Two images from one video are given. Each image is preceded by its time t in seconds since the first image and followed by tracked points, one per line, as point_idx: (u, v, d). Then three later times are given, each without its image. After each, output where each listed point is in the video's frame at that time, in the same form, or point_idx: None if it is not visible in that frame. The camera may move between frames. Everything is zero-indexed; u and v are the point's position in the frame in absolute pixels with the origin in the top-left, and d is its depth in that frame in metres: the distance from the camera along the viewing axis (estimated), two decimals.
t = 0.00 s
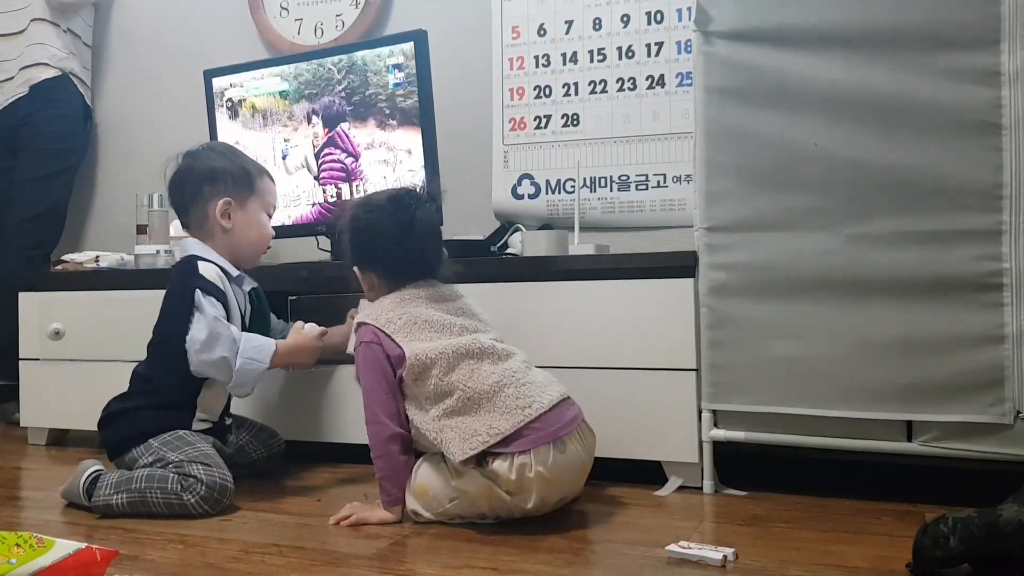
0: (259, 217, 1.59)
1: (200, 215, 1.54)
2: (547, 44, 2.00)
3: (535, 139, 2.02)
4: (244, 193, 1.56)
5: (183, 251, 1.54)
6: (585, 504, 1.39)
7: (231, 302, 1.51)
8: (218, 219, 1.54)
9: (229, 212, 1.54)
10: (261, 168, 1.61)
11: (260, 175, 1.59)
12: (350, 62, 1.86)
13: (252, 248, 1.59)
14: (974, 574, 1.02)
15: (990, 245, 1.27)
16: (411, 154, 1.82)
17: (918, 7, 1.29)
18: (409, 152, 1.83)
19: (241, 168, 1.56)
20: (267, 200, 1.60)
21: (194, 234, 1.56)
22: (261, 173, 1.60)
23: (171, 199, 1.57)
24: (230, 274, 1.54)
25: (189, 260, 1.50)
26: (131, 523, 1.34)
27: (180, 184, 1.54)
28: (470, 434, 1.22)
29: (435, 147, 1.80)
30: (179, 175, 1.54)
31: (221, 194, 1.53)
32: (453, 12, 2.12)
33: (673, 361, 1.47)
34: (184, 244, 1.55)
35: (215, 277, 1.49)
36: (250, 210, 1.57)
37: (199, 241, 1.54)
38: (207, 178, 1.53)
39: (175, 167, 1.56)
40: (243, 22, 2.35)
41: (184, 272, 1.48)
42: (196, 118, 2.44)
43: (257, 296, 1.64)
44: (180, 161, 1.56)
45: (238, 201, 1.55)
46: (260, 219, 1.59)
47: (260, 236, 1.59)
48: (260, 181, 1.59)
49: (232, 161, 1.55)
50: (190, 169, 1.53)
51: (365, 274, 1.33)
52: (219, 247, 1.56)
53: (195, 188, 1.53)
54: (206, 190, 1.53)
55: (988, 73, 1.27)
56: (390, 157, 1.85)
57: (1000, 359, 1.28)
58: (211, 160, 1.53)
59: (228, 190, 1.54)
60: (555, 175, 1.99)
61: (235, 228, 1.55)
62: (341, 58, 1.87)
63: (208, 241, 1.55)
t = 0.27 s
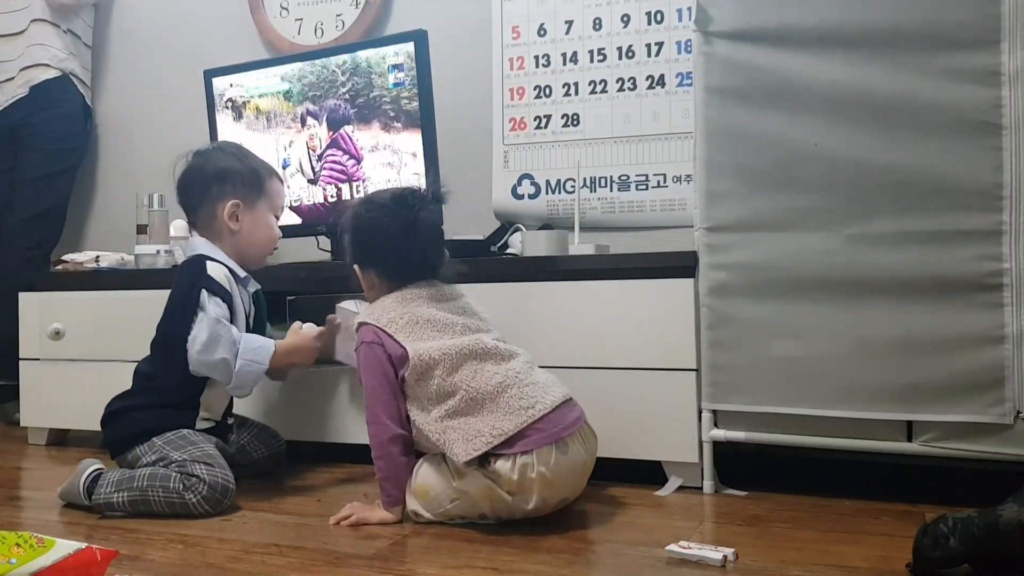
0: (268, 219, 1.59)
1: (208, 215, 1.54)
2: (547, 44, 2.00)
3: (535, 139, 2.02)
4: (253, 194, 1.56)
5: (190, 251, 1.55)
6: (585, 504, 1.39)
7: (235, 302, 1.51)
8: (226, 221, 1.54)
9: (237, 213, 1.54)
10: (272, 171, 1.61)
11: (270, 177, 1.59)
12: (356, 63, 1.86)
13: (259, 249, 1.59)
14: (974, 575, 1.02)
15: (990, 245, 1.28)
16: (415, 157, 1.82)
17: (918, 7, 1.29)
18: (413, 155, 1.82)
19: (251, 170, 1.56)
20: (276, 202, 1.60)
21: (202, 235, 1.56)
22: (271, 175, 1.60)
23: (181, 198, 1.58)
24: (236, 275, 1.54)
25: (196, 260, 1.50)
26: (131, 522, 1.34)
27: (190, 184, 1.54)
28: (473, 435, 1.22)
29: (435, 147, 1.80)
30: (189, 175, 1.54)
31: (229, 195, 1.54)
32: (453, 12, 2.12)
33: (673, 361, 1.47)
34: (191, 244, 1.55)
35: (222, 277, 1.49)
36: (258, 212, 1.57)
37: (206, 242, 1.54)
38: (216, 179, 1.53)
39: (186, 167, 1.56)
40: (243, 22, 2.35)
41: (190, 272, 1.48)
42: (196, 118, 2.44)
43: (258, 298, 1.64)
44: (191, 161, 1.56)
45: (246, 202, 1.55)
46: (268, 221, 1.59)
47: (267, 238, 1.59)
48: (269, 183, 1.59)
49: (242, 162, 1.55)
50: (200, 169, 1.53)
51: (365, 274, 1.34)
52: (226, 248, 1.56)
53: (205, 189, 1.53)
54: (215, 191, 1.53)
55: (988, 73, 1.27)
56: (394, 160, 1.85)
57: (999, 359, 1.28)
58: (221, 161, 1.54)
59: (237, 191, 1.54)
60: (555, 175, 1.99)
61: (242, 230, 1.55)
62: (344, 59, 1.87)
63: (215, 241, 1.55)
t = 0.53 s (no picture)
0: (268, 221, 1.59)
1: (209, 216, 1.54)
2: (547, 44, 2.00)
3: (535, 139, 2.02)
4: (254, 196, 1.56)
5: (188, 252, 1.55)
6: (585, 504, 1.39)
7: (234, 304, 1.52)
8: (226, 222, 1.54)
9: (237, 214, 1.54)
10: (274, 173, 1.61)
11: (272, 179, 1.59)
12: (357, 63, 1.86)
13: (258, 251, 1.59)
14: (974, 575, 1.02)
15: (990, 245, 1.28)
16: (418, 158, 1.82)
17: (918, 7, 1.29)
18: (416, 156, 1.82)
19: (252, 172, 1.56)
20: (277, 204, 1.60)
21: (202, 235, 1.56)
22: (273, 177, 1.60)
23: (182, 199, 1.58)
24: (236, 276, 1.54)
25: (196, 261, 1.50)
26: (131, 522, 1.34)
27: (192, 185, 1.54)
28: (473, 433, 1.21)
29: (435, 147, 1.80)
30: (191, 176, 1.55)
31: (230, 197, 1.54)
32: (453, 12, 2.11)
33: (673, 361, 1.47)
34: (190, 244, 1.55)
35: (222, 278, 1.50)
36: (259, 214, 1.57)
37: (205, 242, 1.54)
38: (218, 181, 1.53)
39: (188, 167, 1.56)
40: (243, 22, 2.35)
41: (190, 273, 1.47)
42: (195, 118, 2.44)
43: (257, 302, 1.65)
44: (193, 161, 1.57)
45: (247, 204, 1.55)
46: (269, 223, 1.58)
47: (267, 240, 1.59)
48: (271, 185, 1.59)
49: (243, 164, 1.55)
50: (202, 171, 1.53)
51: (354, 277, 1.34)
52: (225, 249, 1.56)
53: (206, 190, 1.53)
54: (216, 193, 1.53)
55: (988, 73, 1.27)
56: (397, 161, 1.85)
57: (999, 360, 1.28)
58: (224, 162, 1.54)
59: (238, 193, 1.54)
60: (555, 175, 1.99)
61: (242, 231, 1.55)
62: (347, 58, 1.87)
63: (215, 242, 1.55)
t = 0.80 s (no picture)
0: (264, 220, 1.58)
1: (204, 216, 1.54)
2: (547, 43, 2.00)
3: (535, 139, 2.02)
4: (250, 195, 1.56)
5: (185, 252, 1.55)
6: (585, 504, 1.39)
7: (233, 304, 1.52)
8: (222, 223, 1.54)
9: (233, 214, 1.54)
10: (269, 171, 1.60)
11: (266, 177, 1.59)
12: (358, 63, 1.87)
13: (255, 250, 1.59)
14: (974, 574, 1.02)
15: (990, 245, 1.27)
16: (419, 159, 1.82)
17: (918, 6, 1.29)
18: (418, 156, 1.82)
19: (247, 171, 1.56)
20: (273, 202, 1.60)
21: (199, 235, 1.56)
22: (268, 175, 1.59)
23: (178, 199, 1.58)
24: (234, 276, 1.54)
25: (193, 262, 1.49)
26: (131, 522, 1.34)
27: (186, 185, 1.54)
28: (486, 417, 1.23)
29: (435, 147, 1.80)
30: (186, 176, 1.55)
31: (225, 196, 1.54)
32: (453, 11, 2.11)
33: (673, 361, 1.47)
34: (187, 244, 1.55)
35: (220, 279, 1.49)
36: (254, 212, 1.57)
37: (202, 242, 1.54)
38: (212, 181, 1.53)
39: (184, 168, 1.56)
40: (242, 22, 2.35)
41: (189, 273, 1.47)
42: (195, 117, 2.44)
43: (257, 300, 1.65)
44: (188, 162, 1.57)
45: (242, 203, 1.55)
46: (264, 222, 1.58)
47: (264, 239, 1.59)
48: (266, 183, 1.59)
49: (237, 163, 1.55)
50: (197, 171, 1.53)
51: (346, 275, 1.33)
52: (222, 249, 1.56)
53: (201, 190, 1.53)
54: (211, 192, 1.53)
55: (988, 73, 1.27)
56: (398, 162, 1.84)
57: (999, 359, 1.28)
58: (217, 162, 1.54)
59: (233, 192, 1.54)
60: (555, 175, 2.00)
61: (238, 231, 1.55)
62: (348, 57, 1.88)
63: (212, 243, 1.55)
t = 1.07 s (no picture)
0: (259, 218, 1.59)
1: (200, 217, 1.54)
2: (547, 43, 2.00)
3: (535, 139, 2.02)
4: (244, 194, 1.56)
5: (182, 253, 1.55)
6: (585, 504, 1.39)
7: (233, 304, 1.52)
8: (218, 223, 1.54)
9: (229, 213, 1.55)
10: (261, 168, 1.60)
11: (260, 174, 1.59)
12: (359, 63, 1.87)
13: (252, 249, 1.59)
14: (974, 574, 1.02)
15: (990, 245, 1.28)
16: (421, 159, 1.81)
17: (918, 6, 1.29)
18: (419, 157, 1.81)
19: (240, 170, 1.55)
20: (268, 199, 1.60)
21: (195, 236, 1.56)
22: (261, 173, 1.59)
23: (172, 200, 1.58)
24: (233, 276, 1.54)
25: (191, 262, 1.50)
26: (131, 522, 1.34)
27: (180, 186, 1.54)
28: (483, 409, 1.25)
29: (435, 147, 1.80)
30: (178, 177, 1.54)
31: (220, 196, 1.53)
32: (453, 11, 2.11)
33: (673, 361, 1.47)
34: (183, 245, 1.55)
35: (219, 279, 1.50)
36: (249, 211, 1.57)
37: (200, 242, 1.54)
38: (206, 182, 1.53)
39: (176, 169, 1.56)
40: (243, 22, 2.35)
41: (189, 273, 1.47)
42: (195, 117, 2.44)
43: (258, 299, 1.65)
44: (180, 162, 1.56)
45: (237, 202, 1.55)
46: (260, 219, 1.59)
47: (260, 237, 1.59)
48: (260, 181, 1.59)
49: (230, 162, 1.54)
50: (189, 172, 1.53)
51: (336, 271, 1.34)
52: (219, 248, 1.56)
53: (195, 190, 1.53)
54: (206, 193, 1.53)
55: (988, 73, 1.27)
56: (399, 162, 1.84)
57: (999, 359, 1.28)
58: (210, 162, 1.53)
59: (227, 192, 1.54)
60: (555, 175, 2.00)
61: (235, 230, 1.56)
62: (350, 57, 1.88)
63: (209, 243, 1.55)
